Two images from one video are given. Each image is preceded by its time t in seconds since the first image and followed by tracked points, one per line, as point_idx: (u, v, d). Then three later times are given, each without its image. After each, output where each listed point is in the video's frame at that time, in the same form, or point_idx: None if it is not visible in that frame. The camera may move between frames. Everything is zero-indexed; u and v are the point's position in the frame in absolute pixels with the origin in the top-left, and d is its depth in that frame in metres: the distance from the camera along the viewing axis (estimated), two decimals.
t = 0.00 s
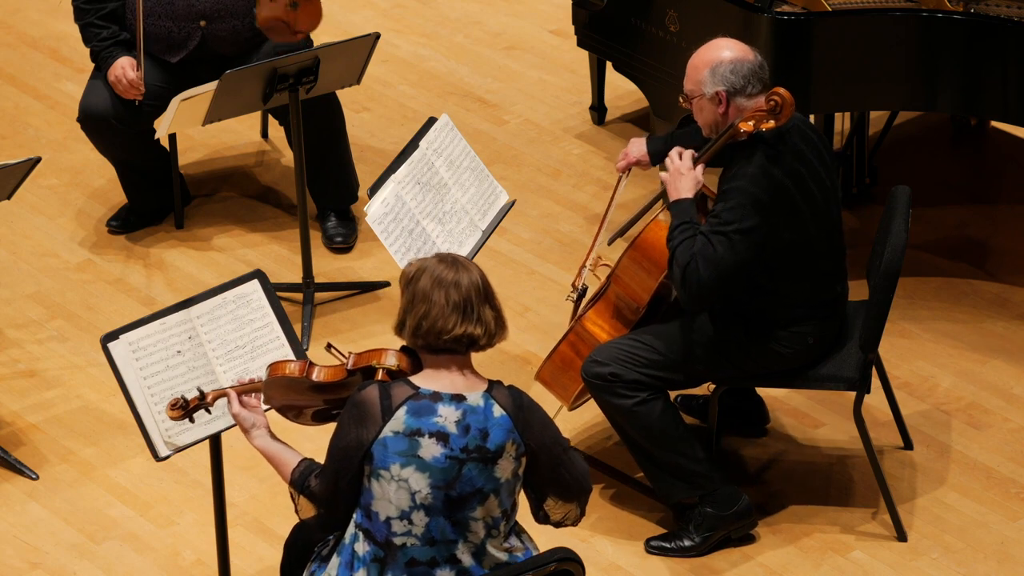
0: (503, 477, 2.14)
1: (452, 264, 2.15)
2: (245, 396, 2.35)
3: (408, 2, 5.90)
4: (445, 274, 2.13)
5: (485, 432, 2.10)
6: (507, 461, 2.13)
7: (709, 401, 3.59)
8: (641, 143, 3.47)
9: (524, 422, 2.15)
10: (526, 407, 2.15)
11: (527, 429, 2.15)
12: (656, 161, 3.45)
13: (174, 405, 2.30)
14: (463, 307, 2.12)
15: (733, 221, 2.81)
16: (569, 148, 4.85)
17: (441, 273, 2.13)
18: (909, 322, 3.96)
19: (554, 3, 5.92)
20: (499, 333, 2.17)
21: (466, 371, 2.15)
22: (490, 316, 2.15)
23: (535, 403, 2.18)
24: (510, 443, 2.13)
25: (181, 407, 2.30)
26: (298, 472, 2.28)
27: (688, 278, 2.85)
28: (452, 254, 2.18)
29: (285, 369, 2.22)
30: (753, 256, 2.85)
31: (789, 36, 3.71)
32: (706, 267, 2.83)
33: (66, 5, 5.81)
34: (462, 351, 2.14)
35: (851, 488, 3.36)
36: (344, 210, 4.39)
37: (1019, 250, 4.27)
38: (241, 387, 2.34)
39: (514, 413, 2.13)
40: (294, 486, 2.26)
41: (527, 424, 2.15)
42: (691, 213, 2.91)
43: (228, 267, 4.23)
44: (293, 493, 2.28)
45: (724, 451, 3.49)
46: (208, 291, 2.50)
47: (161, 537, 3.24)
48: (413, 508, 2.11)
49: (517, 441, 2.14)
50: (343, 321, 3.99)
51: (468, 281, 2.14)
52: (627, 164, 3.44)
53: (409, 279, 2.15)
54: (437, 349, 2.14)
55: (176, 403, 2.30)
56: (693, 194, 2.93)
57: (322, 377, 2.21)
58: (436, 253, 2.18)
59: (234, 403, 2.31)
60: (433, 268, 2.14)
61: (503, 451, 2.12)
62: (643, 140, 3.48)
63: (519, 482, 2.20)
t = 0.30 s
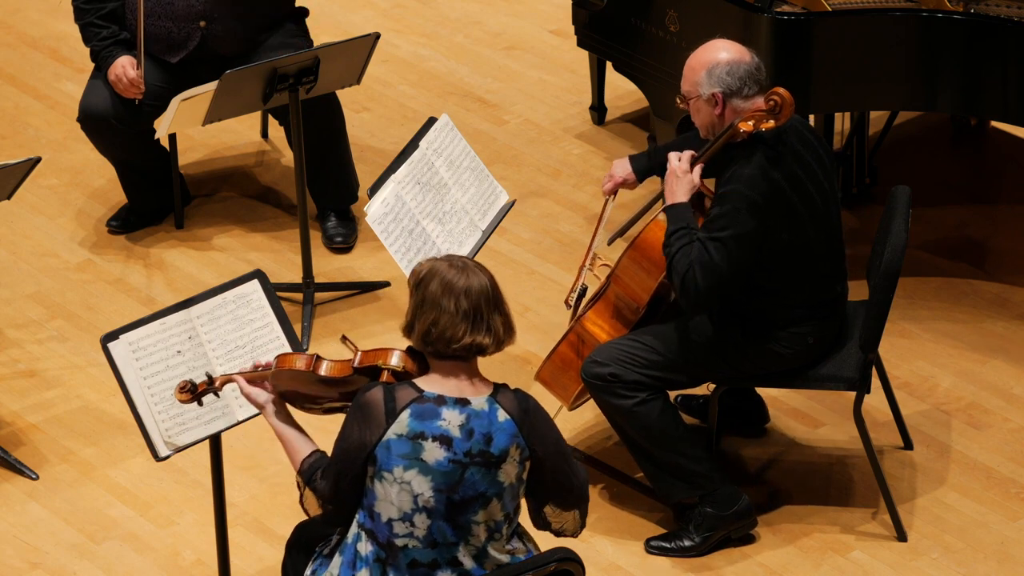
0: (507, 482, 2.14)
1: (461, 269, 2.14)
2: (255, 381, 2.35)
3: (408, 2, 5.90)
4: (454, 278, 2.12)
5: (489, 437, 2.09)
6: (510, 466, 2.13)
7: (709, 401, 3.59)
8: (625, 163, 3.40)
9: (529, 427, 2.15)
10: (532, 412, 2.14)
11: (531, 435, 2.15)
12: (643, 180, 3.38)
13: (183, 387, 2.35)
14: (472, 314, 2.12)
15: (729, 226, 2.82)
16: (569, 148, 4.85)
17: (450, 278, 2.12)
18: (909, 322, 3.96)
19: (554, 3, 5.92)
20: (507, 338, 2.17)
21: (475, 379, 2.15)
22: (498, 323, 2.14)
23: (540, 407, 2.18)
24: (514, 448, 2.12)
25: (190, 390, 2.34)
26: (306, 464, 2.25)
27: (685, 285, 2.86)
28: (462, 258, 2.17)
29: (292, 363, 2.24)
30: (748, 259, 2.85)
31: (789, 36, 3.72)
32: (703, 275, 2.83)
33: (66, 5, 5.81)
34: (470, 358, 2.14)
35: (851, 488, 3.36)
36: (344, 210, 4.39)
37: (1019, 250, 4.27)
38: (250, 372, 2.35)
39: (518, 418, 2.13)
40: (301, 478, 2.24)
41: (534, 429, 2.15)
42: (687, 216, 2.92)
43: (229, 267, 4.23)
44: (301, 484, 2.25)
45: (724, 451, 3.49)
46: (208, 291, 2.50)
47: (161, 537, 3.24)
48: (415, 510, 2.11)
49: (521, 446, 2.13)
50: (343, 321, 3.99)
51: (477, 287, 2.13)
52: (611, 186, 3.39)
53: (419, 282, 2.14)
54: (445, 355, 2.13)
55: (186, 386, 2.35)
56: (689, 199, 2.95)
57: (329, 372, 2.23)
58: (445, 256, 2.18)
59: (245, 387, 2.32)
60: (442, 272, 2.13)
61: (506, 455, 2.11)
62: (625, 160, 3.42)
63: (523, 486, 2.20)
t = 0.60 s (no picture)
0: (507, 488, 2.14)
1: (464, 274, 2.13)
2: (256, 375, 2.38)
3: (408, 2, 5.90)
4: (456, 284, 2.11)
5: (489, 444, 2.09)
6: (511, 472, 2.13)
7: (709, 401, 3.59)
8: (601, 169, 3.37)
9: (530, 433, 2.15)
10: (533, 417, 2.15)
11: (531, 441, 2.15)
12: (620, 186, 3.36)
13: (194, 376, 2.36)
14: (475, 322, 2.11)
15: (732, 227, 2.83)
16: (569, 148, 4.85)
17: (454, 284, 2.11)
18: (909, 322, 3.96)
19: (554, 3, 5.92)
20: (510, 344, 2.17)
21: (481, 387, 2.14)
22: (501, 329, 2.14)
23: (541, 413, 2.18)
24: (515, 454, 2.12)
25: (201, 377, 2.36)
26: (307, 453, 2.25)
27: (693, 290, 2.88)
28: (464, 262, 2.16)
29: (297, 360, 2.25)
30: (751, 261, 2.86)
31: (789, 35, 3.72)
32: (711, 280, 2.86)
33: (67, 6, 5.81)
34: (473, 366, 2.14)
35: (851, 488, 3.36)
36: (344, 210, 4.39)
37: (1019, 250, 4.27)
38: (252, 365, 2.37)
39: (519, 425, 2.13)
40: (301, 467, 2.23)
41: (533, 436, 2.15)
42: (691, 222, 2.93)
43: (229, 267, 4.23)
44: (301, 473, 2.24)
45: (725, 451, 3.49)
46: (208, 291, 2.50)
47: (161, 537, 3.24)
48: (413, 515, 2.12)
49: (521, 452, 2.14)
50: (343, 321, 3.99)
51: (480, 293, 2.12)
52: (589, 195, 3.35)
53: (423, 285, 2.13)
54: (448, 363, 2.13)
55: (197, 374, 2.36)
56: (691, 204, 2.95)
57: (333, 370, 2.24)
58: (447, 259, 2.17)
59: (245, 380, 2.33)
60: (445, 277, 2.12)
61: (507, 462, 2.11)
62: (600, 166, 3.37)
63: (524, 491, 2.20)
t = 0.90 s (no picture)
0: (506, 492, 2.14)
1: (458, 281, 2.12)
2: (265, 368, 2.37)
3: (408, 2, 5.90)
4: (450, 291, 2.11)
5: (487, 449, 2.09)
6: (510, 476, 2.13)
7: (709, 401, 3.59)
8: (588, 177, 3.33)
9: (528, 437, 2.15)
10: (531, 419, 2.16)
11: (530, 445, 2.15)
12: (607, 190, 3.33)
13: (199, 366, 2.34)
14: (469, 332, 2.11)
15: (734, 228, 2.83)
16: (569, 148, 4.85)
17: (448, 291, 2.11)
18: (909, 322, 3.96)
19: (554, 3, 5.92)
20: (507, 351, 2.17)
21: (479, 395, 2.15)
22: (496, 337, 2.13)
23: (539, 416, 2.19)
24: (513, 459, 2.12)
25: (205, 370, 2.34)
26: (316, 452, 2.25)
27: (695, 292, 2.89)
28: (458, 268, 2.16)
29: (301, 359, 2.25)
30: (753, 263, 2.87)
31: (789, 36, 3.72)
32: (716, 284, 2.86)
33: (67, 6, 5.81)
34: (469, 375, 2.14)
35: (851, 488, 3.36)
36: (344, 210, 4.39)
37: (1019, 251, 4.27)
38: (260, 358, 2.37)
39: (518, 430, 2.13)
40: (308, 464, 2.22)
41: (531, 441, 2.16)
42: (692, 228, 2.93)
43: (229, 267, 4.23)
44: (307, 471, 2.24)
45: (725, 451, 3.49)
46: (208, 291, 2.50)
47: (161, 537, 3.24)
48: (413, 520, 2.12)
49: (520, 456, 2.14)
50: (343, 321, 3.99)
51: (474, 301, 2.11)
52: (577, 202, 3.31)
53: (418, 292, 2.13)
54: (442, 372, 2.13)
55: (201, 366, 2.34)
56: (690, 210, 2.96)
57: (334, 371, 2.25)
58: (443, 266, 2.16)
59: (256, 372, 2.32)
60: (439, 284, 2.12)
61: (505, 467, 2.11)
62: (589, 173, 3.34)
63: (523, 495, 2.20)
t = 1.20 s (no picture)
0: (505, 495, 2.14)
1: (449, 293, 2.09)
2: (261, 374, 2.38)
3: (408, 2, 5.90)
4: (439, 305, 2.08)
5: (485, 454, 2.09)
6: (509, 479, 2.13)
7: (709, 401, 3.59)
8: (587, 192, 3.33)
9: (525, 438, 2.15)
10: (527, 421, 2.15)
11: (527, 446, 2.15)
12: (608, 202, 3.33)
13: (198, 380, 2.35)
14: (457, 350, 2.08)
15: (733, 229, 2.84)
16: (569, 148, 4.85)
17: (436, 307, 2.08)
18: (909, 322, 3.96)
19: (554, 3, 5.92)
20: (497, 364, 2.14)
21: (469, 408, 2.12)
22: (485, 353, 2.11)
23: (534, 415, 2.19)
24: (512, 461, 2.12)
25: (205, 383, 2.35)
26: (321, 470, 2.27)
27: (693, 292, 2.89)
28: (454, 278, 2.13)
29: (295, 371, 2.28)
30: (751, 263, 2.87)
31: (789, 36, 3.72)
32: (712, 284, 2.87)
33: (67, 6, 5.81)
34: (459, 389, 2.12)
35: (851, 488, 3.36)
36: (344, 209, 4.39)
37: (1019, 251, 4.27)
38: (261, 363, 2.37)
39: (514, 432, 2.13)
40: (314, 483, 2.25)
41: (529, 442, 2.15)
42: (687, 227, 2.95)
43: (229, 267, 4.23)
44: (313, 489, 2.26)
45: (725, 452, 3.49)
46: (208, 291, 2.50)
47: (161, 537, 3.24)
48: (413, 529, 2.13)
49: (518, 458, 2.14)
50: (343, 321, 3.99)
51: (462, 318, 2.08)
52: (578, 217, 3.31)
53: (410, 301, 2.10)
54: (431, 386, 2.11)
55: (201, 379, 2.35)
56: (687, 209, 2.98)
57: (330, 381, 2.28)
58: (437, 274, 2.13)
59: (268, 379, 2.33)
60: (430, 298, 2.08)
61: (504, 470, 2.11)
62: (588, 188, 3.34)
63: (522, 494, 2.20)
